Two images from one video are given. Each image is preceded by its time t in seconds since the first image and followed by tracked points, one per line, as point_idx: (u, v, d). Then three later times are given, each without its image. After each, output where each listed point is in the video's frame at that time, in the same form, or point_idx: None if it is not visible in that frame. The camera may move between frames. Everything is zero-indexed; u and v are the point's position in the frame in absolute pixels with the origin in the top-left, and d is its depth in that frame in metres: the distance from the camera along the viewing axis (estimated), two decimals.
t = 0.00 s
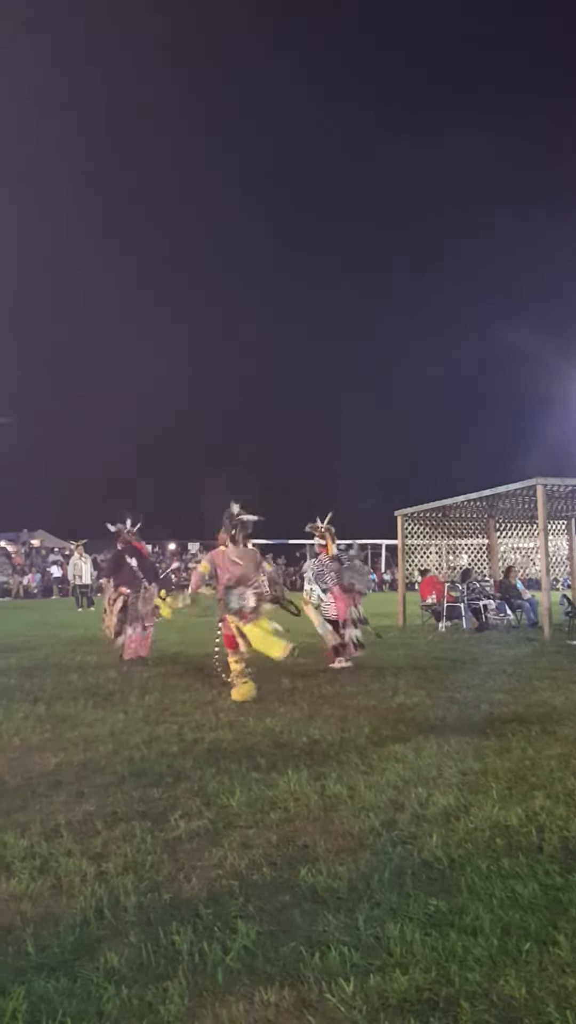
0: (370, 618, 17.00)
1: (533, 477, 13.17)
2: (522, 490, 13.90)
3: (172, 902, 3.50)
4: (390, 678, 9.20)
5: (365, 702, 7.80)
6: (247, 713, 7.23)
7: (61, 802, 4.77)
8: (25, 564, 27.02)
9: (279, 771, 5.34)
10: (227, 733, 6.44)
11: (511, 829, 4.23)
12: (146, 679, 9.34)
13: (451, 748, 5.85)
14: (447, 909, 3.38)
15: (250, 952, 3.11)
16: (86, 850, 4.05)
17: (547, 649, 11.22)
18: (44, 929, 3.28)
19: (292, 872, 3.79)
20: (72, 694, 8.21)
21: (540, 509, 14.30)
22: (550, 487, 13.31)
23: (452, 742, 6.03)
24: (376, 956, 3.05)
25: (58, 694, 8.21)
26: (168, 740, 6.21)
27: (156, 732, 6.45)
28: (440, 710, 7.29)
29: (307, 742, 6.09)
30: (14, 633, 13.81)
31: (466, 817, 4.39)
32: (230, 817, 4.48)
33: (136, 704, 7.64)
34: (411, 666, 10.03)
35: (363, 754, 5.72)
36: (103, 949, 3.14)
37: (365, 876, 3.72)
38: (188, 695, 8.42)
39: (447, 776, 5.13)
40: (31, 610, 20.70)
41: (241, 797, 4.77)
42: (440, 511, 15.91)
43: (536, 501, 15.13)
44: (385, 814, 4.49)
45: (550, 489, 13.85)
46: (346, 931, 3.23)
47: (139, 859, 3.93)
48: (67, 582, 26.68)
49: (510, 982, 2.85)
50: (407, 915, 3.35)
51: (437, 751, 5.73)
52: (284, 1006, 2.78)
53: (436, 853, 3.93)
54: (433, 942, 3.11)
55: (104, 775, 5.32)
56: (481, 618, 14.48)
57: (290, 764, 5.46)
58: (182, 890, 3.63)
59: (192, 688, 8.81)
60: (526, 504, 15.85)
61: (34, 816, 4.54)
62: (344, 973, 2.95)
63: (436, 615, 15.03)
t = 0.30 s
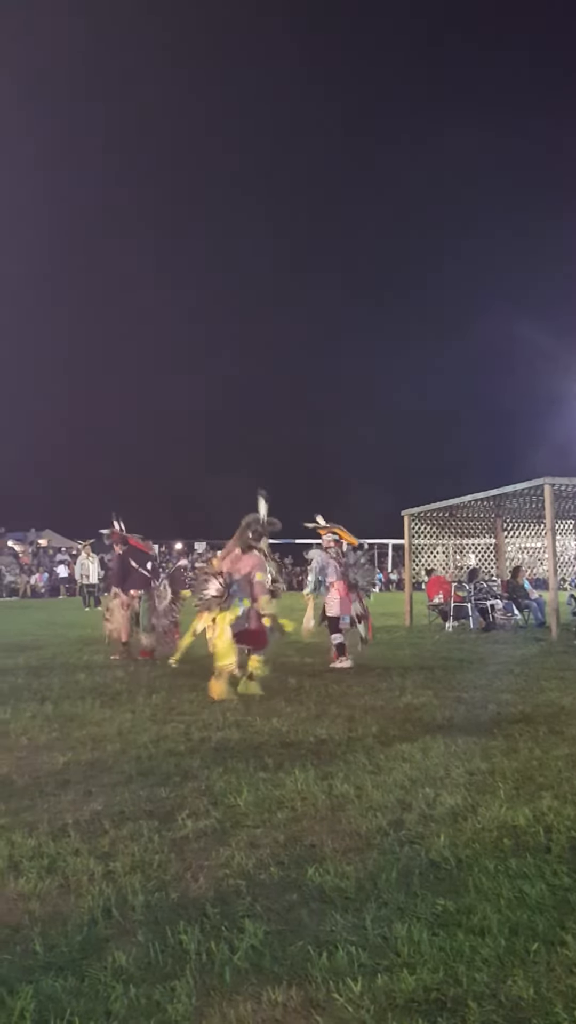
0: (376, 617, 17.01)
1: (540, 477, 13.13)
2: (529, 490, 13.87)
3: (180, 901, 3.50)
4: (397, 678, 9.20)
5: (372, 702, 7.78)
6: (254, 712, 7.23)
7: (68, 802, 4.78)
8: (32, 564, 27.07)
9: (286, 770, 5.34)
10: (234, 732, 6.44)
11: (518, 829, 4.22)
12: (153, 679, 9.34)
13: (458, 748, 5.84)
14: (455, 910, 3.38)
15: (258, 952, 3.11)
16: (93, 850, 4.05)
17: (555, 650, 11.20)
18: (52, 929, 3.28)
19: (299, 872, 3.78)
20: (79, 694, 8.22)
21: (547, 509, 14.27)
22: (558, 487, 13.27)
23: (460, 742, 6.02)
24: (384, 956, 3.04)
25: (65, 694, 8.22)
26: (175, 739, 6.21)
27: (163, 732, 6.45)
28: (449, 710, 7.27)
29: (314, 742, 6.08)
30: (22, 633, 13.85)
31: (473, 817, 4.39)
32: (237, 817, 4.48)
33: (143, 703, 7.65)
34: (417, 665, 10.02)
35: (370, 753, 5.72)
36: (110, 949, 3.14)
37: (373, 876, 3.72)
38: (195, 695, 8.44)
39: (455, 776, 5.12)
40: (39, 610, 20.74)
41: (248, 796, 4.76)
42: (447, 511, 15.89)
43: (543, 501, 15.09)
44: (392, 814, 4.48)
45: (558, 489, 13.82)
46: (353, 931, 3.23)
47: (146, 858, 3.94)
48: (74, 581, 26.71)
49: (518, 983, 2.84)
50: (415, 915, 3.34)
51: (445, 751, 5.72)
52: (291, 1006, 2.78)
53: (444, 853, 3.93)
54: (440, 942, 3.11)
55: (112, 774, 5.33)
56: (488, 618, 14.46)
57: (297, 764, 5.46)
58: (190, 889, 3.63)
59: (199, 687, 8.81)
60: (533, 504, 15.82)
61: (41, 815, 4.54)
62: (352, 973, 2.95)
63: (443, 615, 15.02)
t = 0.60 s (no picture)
0: (385, 617, 17.04)
1: (549, 477, 13.11)
2: (539, 490, 13.84)
3: (189, 901, 3.51)
4: (405, 679, 9.20)
5: (380, 703, 7.79)
6: (263, 713, 7.24)
7: (78, 801, 4.79)
8: (41, 564, 27.15)
9: (295, 771, 5.35)
10: (243, 733, 6.45)
11: (528, 829, 4.22)
12: (162, 679, 9.36)
13: (467, 748, 5.84)
14: (465, 910, 3.37)
15: (267, 952, 3.11)
16: (103, 850, 4.05)
17: (563, 650, 11.19)
18: (62, 929, 3.29)
19: (308, 872, 3.78)
20: (88, 695, 8.25)
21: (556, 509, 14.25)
22: (566, 487, 13.24)
23: (469, 742, 6.01)
24: (394, 957, 3.04)
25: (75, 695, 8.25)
26: (184, 740, 6.22)
27: (172, 732, 6.47)
28: (458, 711, 7.27)
29: (323, 742, 6.09)
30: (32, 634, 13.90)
31: (483, 817, 4.39)
32: (246, 817, 4.48)
33: (152, 704, 7.67)
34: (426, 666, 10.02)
35: (379, 754, 5.72)
36: (120, 949, 3.14)
37: (383, 876, 3.72)
38: (203, 695, 8.45)
39: (464, 777, 5.12)
40: (48, 611, 20.81)
41: (257, 797, 4.77)
42: (456, 511, 15.86)
43: (553, 501, 15.06)
44: (402, 815, 4.47)
45: (567, 489, 13.79)
46: (363, 931, 3.23)
47: (156, 858, 3.95)
48: (83, 582, 26.79)
49: (528, 983, 2.84)
50: (425, 915, 3.34)
51: (454, 751, 5.72)
52: (301, 1006, 2.78)
53: (453, 854, 3.92)
54: (450, 943, 3.10)
55: (121, 774, 5.34)
56: (497, 618, 14.45)
57: (305, 765, 5.46)
58: (199, 889, 3.64)
59: (208, 688, 8.82)
60: (543, 504, 15.79)
61: (50, 816, 4.55)
62: (361, 973, 2.95)
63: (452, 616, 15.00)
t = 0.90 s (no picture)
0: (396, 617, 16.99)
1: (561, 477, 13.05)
2: (550, 489, 13.79)
3: (201, 901, 3.50)
4: (417, 678, 9.17)
5: (392, 702, 7.76)
6: (275, 712, 7.22)
7: (89, 800, 4.78)
8: (52, 564, 27.14)
9: (307, 770, 5.33)
10: (254, 732, 6.42)
11: (541, 830, 4.21)
12: (174, 678, 9.34)
13: (479, 748, 5.82)
14: (478, 910, 3.36)
15: (279, 952, 3.10)
16: (114, 849, 4.04)
17: (574, 650, 11.15)
18: (74, 928, 3.28)
19: (320, 872, 3.77)
20: (100, 693, 8.24)
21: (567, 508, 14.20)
22: None
23: (481, 742, 5.98)
24: (407, 957, 3.03)
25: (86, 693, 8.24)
26: (195, 739, 6.20)
27: (183, 731, 6.44)
28: (470, 710, 7.24)
29: (335, 742, 6.07)
30: (43, 633, 13.90)
31: (495, 817, 4.38)
32: (258, 817, 4.46)
33: (164, 703, 7.65)
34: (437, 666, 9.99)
35: (391, 753, 5.70)
36: (133, 947, 3.14)
37: (395, 876, 3.71)
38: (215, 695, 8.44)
39: (476, 777, 5.10)
40: (59, 609, 20.82)
41: (268, 796, 4.75)
42: (468, 511, 15.81)
43: (565, 501, 15.00)
44: (414, 815, 4.46)
45: None
46: (375, 931, 3.22)
47: (168, 857, 3.94)
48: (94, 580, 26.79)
49: (542, 984, 2.82)
50: (438, 916, 3.32)
51: (467, 751, 5.69)
52: (314, 1005, 2.77)
53: (466, 854, 3.91)
54: (463, 943, 3.09)
55: (133, 773, 5.33)
56: (508, 618, 14.40)
57: (317, 764, 5.44)
58: (211, 888, 3.63)
59: (220, 687, 8.81)
60: (555, 504, 15.73)
61: (61, 815, 4.54)
62: (374, 973, 2.94)
63: (463, 615, 14.96)
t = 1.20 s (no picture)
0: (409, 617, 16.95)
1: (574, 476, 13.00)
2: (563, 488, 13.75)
3: (215, 900, 3.50)
4: (430, 678, 9.15)
5: (405, 703, 7.74)
6: (288, 712, 7.21)
7: (103, 800, 4.79)
8: (65, 564, 27.20)
9: (320, 771, 5.32)
10: (267, 732, 6.42)
11: (555, 830, 4.20)
12: (187, 678, 9.35)
13: (493, 748, 5.80)
14: (493, 910, 3.36)
15: (294, 952, 3.10)
16: (129, 849, 4.05)
17: None
18: (89, 927, 3.29)
19: (335, 872, 3.77)
20: (113, 693, 8.25)
21: None
22: None
23: (495, 743, 5.97)
24: (422, 957, 3.03)
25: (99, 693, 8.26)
26: (208, 739, 6.20)
27: (196, 731, 6.45)
28: (484, 710, 7.22)
29: (348, 742, 6.06)
30: (56, 633, 13.94)
31: (509, 818, 4.37)
32: (271, 817, 4.46)
33: (177, 703, 7.66)
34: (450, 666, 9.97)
35: (405, 754, 5.69)
36: (148, 947, 3.15)
37: (409, 876, 3.70)
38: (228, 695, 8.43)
39: (490, 777, 5.08)
40: (72, 609, 20.85)
41: (282, 796, 4.75)
42: (481, 511, 15.77)
43: None
44: (427, 815, 4.45)
45: None
46: (390, 931, 3.22)
47: (182, 856, 3.94)
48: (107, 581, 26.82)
49: (557, 984, 2.82)
50: (453, 916, 3.32)
51: (480, 752, 5.68)
52: (329, 1005, 2.77)
53: (480, 854, 3.90)
54: (479, 943, 3.09)
55: (147, 773, 5.33)
56: (521, 618, 14.35)
57: (330, 764, 5.44)
58: (226, 888, 3.63)
59: (232, 687, 8.81)
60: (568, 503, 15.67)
61: (76, 815, 4.55)
62: (389, 973, 2.94)
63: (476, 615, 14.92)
